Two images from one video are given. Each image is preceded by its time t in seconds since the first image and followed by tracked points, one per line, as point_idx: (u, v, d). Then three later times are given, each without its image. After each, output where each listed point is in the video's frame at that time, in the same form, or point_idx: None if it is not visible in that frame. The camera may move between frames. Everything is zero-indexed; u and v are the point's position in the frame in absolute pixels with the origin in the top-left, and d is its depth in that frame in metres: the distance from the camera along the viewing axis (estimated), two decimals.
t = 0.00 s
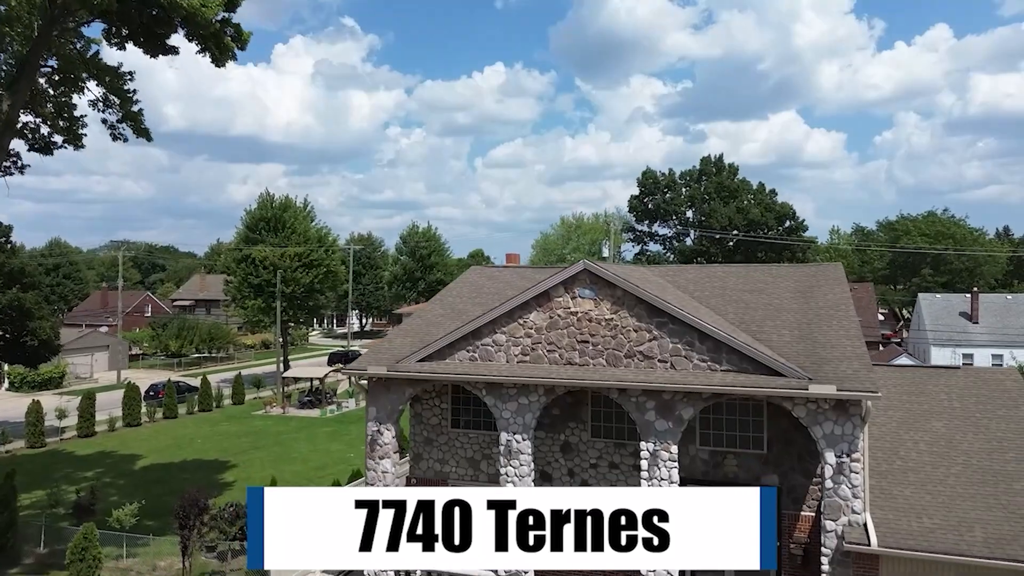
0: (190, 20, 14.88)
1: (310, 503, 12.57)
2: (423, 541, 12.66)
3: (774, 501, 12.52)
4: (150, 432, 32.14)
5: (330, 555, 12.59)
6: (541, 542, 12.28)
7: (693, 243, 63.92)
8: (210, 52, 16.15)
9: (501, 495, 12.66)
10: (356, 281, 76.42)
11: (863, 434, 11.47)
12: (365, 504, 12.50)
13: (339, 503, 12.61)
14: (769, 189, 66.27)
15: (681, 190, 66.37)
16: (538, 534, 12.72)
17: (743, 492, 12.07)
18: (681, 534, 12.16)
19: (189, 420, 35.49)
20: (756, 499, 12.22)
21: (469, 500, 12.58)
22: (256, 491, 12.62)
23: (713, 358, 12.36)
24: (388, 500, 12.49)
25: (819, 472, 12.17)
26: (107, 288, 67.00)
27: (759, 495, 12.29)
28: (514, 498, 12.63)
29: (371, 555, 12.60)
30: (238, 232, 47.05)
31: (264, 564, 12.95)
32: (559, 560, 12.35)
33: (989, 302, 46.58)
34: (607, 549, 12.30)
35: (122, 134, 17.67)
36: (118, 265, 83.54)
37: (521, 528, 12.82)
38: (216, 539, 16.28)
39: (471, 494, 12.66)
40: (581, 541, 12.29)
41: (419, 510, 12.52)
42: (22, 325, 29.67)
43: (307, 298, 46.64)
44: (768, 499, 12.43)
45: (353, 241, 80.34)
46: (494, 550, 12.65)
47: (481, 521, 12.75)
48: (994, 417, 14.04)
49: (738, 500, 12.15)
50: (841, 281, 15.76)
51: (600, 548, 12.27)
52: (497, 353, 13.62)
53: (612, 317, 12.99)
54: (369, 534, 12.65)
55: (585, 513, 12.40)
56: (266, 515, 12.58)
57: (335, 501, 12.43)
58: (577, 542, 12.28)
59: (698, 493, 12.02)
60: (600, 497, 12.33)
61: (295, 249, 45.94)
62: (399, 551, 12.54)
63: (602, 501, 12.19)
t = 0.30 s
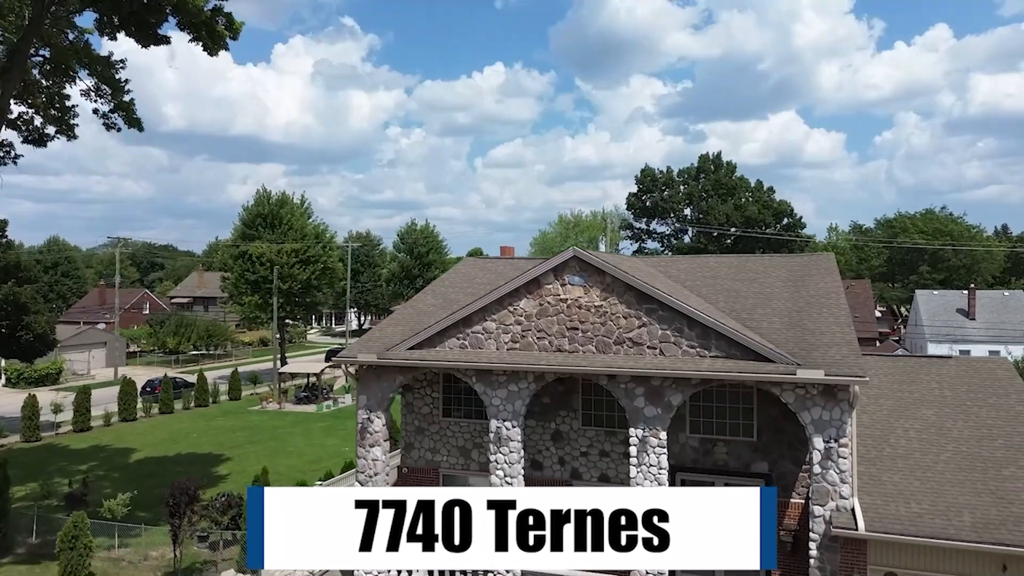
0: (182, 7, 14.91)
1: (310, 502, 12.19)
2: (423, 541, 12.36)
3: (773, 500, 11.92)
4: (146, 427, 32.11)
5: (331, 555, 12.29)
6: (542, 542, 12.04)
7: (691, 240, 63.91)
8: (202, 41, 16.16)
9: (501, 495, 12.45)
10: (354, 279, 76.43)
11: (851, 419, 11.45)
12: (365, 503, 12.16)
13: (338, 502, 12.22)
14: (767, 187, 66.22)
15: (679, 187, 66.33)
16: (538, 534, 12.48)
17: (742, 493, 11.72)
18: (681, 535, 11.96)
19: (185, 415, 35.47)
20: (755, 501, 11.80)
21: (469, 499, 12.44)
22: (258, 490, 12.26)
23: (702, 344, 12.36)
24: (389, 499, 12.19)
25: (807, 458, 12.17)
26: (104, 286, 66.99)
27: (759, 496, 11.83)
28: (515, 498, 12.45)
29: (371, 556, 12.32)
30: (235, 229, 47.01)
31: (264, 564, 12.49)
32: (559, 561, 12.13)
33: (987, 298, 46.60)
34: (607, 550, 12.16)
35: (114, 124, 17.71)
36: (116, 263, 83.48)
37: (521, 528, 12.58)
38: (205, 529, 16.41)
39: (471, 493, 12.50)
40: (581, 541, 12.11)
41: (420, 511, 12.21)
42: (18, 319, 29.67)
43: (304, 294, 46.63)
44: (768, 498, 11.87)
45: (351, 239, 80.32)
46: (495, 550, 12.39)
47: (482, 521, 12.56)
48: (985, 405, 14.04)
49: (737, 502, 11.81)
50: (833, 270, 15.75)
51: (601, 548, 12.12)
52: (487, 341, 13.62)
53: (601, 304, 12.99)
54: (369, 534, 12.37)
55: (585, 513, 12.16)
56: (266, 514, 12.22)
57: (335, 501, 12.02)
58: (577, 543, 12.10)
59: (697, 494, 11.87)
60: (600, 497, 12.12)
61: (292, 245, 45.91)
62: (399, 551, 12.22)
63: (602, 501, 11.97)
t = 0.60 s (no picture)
0: None
1: (310, 503, 11.88)
2: (423, 541, 12.00)
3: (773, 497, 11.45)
4: (141, 422, 32.10)
5: (331, 556, 11.96)
6: (542, 542, 11.69)
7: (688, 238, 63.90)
8: (194, 30, 16.17)
9: (500, 495, 12.19)
10: (353, 277, 76.47)
11: (839, 404, 11.44)
12: (365, 503, 11.86)
13: (338, 503, 11.96)
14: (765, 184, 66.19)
15: (676, 185, 66.35)
16: (538, 535, 12.13)
17: (743, 494, 11.40)
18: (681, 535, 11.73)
19: (181, 410, 35.47)
20: (757, 501, 11.51)
21: (469, 499, 12.25)
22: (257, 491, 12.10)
23: (690, 331, 12.36)
24: (388, 499, 11.90)
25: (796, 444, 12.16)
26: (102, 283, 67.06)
27: (759, 496, 11.43)
28: (515, 498, 12.21)
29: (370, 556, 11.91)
30: (232, 225, 46.98)
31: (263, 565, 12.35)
32: (560, 561, 11.75)
33: (983, 295, 46.63)
34: (608, 550, 11.92)
35: (106, 114, 17.80)
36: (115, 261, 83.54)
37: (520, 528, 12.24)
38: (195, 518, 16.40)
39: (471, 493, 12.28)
40: (582, 541, 11.80)
41: (419, 512, 11.91)
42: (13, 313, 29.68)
43: (301, 291, 46.63)
44: (768, 497, 11.43)
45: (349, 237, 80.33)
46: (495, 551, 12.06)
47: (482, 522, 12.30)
48: (975, 393, 14.03)
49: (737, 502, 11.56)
50: (824, 259, 15.73)
51: (601, 548, 11.85)
52: (477, 328, 13.61)
53: (590, 291, 12.99)
54: (368, 534, 12.00)
55: (585, 513, 11.94)
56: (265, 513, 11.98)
57: (335, 501, 11.75)
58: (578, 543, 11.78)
59: (697, 494, 11.60)
60: (600, 496, 12.03)
61: (289, 241, 45.89)
62: (399, 551, 11.86)
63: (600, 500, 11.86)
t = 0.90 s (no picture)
0: None
1: (311, 502, 11.71)
2: (423, 541, 11.54)
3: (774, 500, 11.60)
4: (135, 415, 32.08)
5: (328, 556, 11.46)
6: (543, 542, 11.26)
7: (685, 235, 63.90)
8: (183, 19, 16.20)
9: (501, 495, 11.74)
10: (351, 274, 76.51)
11: (825, 386, 11.43)
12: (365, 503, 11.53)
13: (338, 503, 11.66)
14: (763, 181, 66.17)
15: (674, 182, 66.37)
16: (538, 535, 11.68)
17: (744, 494, 11.31)
18: (682, 535, 11.47)
19: (176, 404, 35.46)
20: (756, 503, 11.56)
21: (470, 499, 11.93)
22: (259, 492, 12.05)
23: (677, 315, 12.36)
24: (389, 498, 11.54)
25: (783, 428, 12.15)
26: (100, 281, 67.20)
27: (760, 496, 11.52)
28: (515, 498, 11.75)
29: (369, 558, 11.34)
30: (228, 221, 46.97)
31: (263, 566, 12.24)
32: (561, 562, 11.34)
33: (980, 291, 46.66)
34: (608, 550, 11.60)
35: (96, 102, 17.95)
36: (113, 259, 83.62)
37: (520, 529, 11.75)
38: (186, 507, 16.33)
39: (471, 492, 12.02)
40: (582, 541, 11.50)
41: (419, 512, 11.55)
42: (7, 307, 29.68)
43: (297, 286, 46.63)
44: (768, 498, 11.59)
45: (347, 235, 80.44)
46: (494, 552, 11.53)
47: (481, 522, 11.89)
48: (963, 379, 14.02)
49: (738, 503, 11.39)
50: (814, 247, 15.73)
51: (601, 548, 11.53)
52: (464, 314, 13.60)
53: (578, 276, 12.99)
54: (368, 534, 11.55)
55: (585, 512, 11.72)
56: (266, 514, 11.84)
57: (335, 501, 11.46)
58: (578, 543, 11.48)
59: (697, 493, 11.28)
60: (601, 496, 11.82)
61: (285, 237, 45.90)
62: (399, 551, 11.29)
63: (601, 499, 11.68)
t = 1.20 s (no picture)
0: None
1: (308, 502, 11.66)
2: (422, 541, 11.27)
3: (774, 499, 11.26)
4: (130, 410, 32.04)
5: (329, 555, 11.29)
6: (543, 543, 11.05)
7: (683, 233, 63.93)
8: (173, 9, 16.20)
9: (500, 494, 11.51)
10: (348, 272, 76.56)
11: (811, 371, 11.43)
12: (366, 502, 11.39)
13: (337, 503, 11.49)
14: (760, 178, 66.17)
15: (672, 179, 66.36)
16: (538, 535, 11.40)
17: (741, 493, 11.11)
18: (683, 534, 11.11)
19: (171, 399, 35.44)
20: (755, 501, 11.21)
21: (469, 499, 11.74)
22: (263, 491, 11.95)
23: (664, 301, 12.37)
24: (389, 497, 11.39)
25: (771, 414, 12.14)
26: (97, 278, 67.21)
27: (759, 495, 11.23)
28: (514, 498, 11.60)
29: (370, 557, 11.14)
30: (224, 217, 46.93)
31: (263, 568, 12.00)
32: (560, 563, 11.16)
33: (976, 287, 46.69)
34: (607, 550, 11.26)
35: (88, 92, 18.02)
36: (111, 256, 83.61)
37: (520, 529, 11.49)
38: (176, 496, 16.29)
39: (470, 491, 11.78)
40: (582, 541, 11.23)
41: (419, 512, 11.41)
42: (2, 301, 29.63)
43: (294, 283, 46.64)
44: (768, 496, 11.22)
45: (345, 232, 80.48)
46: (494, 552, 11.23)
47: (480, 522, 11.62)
48: (952, 367, 14.02)
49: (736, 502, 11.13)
50: (804, 236, 15.70)
51: (601, 548, 11.22)
52: (453, 301, 13.59)
53: (566, 262, 12.99)
54: (369, 533, 11.32)
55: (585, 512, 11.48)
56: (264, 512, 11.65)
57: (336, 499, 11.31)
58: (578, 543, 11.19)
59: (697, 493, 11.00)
60: (600, 495, 11.53)
61: (282, 233, 45.89)
62: (399, 551, 11.08)
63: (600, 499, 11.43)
